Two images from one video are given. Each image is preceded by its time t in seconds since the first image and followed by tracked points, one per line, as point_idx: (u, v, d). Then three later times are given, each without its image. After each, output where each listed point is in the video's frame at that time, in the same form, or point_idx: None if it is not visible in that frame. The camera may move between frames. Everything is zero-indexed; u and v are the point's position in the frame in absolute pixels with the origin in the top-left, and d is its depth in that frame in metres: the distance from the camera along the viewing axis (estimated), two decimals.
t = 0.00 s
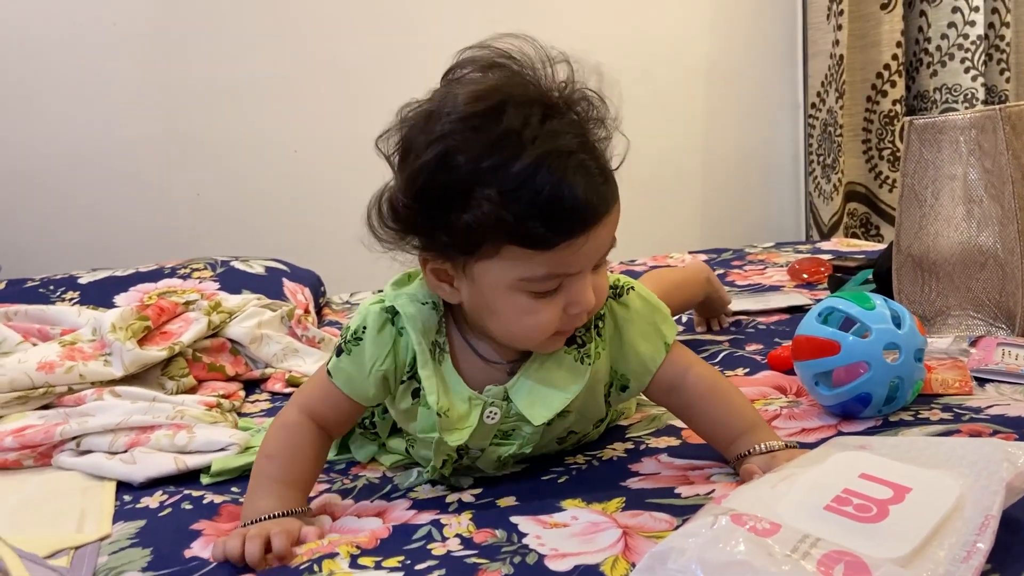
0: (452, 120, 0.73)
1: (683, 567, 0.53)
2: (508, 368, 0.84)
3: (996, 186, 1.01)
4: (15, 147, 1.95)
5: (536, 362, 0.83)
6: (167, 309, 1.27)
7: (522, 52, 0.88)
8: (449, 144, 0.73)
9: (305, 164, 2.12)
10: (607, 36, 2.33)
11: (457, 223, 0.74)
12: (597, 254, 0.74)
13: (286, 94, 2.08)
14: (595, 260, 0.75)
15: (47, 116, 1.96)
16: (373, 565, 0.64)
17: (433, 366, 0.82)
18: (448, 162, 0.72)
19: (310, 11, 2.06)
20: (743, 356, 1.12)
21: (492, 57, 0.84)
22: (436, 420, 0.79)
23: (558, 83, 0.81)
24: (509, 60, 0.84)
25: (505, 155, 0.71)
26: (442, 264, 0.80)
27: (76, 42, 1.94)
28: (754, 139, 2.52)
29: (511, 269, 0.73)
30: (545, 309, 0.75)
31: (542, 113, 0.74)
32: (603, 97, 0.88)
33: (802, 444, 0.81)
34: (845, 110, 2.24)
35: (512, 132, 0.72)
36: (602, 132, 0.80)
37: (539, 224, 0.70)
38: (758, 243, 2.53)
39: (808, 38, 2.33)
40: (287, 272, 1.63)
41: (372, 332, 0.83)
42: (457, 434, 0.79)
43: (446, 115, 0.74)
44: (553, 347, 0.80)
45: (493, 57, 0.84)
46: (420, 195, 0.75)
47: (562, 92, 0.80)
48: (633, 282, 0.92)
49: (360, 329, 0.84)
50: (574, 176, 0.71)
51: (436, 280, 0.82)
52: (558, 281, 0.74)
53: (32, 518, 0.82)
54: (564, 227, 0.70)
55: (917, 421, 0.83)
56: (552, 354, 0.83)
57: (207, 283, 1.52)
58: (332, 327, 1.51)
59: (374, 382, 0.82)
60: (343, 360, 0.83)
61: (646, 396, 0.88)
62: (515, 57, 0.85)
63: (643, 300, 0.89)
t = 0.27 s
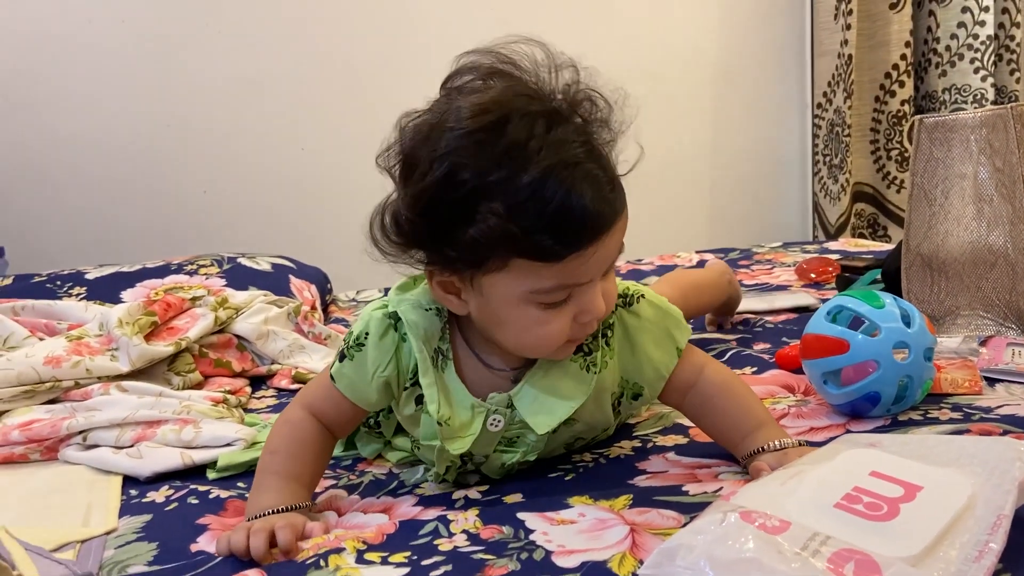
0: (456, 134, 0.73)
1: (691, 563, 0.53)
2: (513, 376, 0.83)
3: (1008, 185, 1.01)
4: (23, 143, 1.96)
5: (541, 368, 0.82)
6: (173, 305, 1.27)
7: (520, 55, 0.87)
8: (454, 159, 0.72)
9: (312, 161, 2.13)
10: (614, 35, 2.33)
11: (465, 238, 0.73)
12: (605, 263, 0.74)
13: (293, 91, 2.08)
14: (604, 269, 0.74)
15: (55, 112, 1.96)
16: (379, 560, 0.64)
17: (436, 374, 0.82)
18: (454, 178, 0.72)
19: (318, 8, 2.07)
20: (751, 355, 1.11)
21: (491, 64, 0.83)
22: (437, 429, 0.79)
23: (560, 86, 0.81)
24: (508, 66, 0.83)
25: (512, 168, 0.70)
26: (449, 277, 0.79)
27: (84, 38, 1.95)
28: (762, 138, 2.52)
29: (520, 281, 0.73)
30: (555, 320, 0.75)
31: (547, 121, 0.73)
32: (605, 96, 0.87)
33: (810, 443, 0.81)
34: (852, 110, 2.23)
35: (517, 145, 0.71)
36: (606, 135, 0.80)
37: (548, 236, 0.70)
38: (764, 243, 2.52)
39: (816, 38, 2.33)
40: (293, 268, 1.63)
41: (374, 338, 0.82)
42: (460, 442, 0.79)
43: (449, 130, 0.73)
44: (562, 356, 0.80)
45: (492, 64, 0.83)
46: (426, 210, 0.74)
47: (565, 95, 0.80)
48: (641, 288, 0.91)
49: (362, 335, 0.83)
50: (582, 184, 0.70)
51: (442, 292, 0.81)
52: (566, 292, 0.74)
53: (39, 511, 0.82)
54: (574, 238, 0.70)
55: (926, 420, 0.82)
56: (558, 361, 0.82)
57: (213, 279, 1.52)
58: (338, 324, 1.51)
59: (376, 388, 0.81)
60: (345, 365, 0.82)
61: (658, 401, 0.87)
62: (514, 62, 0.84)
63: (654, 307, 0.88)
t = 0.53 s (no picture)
0: (465, 131, 0.72)
1: (696, 563, 0.52)
2: (524, 364, 0.84)
3: (1014, 186, 1.01)
4: (31, 140, 1.96)
5: (551, 356, 0.82)
6: (179, 303, 1.27)
7: (515, 50, 0.87)
8: (465, 155, 0.72)
9: (317, 160, 2.13)
10: (618, 36, 2.33)
11: (480, 232, 0.73)
12: (619, 249, 0.75)
13: (299, 90, 2.09)
14: (618, 254, 0.75)
15: (62, 110, 1.97)
16: (383, 558, 0.64)
17: (453, 368, 0.82)
18: (466, 174, 0.72)
19: (323, 7, 2.07)
20: (756, 354, 1.11)
21: (488, 60, 0.83)
22: (459, 421, 0.79)
23: (559, 76, 0.81)
24: (506, 61, 0.83)
25: (525, 159, 0.70)
26: (465, 274, 0.79)
27: (91, 36, 1.95)
28: (767, 139, 2.51)
29: (539, 271, 0.73)
30: (575, 306, 0.75)
31: (553, 111, 0.74)
32: (600, 86, 0.88)
33: (816, 443, 0.81)
34: (858, 111, 2.23)
35: (528, 136, 0.71)
36: (608, 124, 0.80)
37: (567, 224, 0.70)
38: (769, 244, 2.52)
39: (822, 38, 2.32)
40: (298, 267, 1.63)
41: (389, 336, 0.82)
42: (480, 433, 0.79)
43: (457, 127, 0.73)
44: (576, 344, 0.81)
45: (489, 59, 0.83)
46: (438, 207, 0.74)
47: (565, 85, 0.80)
48: (646, 277, 0.92)
49: (377, 332, 0.83)
50: (594, 171, 0.71)
51: (458, 289, 0.82)
52: (585, 279, 0.74)
53: (44, 507, 0.82)
54: (591, 225, 0.71)
55: (932, 421, 0.82)
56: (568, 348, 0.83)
57: (218, 277, 1.52)
58: (343, 322, 1.51)
59: (391, 385, 0.82)
60: (360, 362, 0.82)
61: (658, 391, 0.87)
62: (511, 57, 0.84)
63: (655, 294, 0.88)
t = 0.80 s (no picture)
0: (479, 125, 0.73)
1: (701, 562, 0.52)
2: (532, 360, 0.84)
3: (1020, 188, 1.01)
4: (37, 139, 1.97)
5: (559, 353, 0.83)
6: (184, 301, 1.28)
7: (526, 45, 0.87)
8: (479, 150, 0.72)
9: (322, 159, 2.13)
10: (621, 38, 2.33)
11: (492, 227, 0.73)
12: (631, 245, 0.75)
13: (304, 90, 2.09)
14: (629, 250, 0.75)
15: (68, 108, 1.97)
16: (388, 556, 0.64)
17: (465, 364, 0.82)
18: (480, 168, 0.72)
19: (328, 7, 2.07)
20: (760, 355, 1.11)
21: (501, 55, 0.83)
22: (469, 416, 0.79)
23: (572, 73, 0.81)
24: (518, 56, 0.83)
25: (538, 154, 0.71)
26: (475, 267, 0.79)
27: (96, 36, 1.96)
28: (772, 140, 2.51)
29: (551, 265, 0.73)
30: (585, 301, 0.76)
31: (566, 107, 0.74)
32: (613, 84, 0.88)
33: (820, 444, 0.81)
34: (863, 112, 2.23)
35: (542, 132, 0.72)
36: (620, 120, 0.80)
37: (581, 219, 0.70)
38: (773, 245, 2.52)
39: (827, 39, 2.32)
40: (302, 266, 1.63)
41: (402, 331, 0.82)
42: (491, 429, 0.79)
43: (471, 121, 0.73)
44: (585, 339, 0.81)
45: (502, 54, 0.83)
46: (451, 201, 0.74)
47: (577, 80, 0.80)
48: (653, 275, 0.92)
49: (389, 327, 0.83)
50: (607, 167, 0.71)
51: (468, 282, 0.81)
52: (595, 273, 0.75)
53: (50, 504, 0.83)
54: (602, 221, 0.71)
55: (937, 422, 0.82)
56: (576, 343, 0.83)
57: (223, 276, 1.52)
58: (347, 321, 1.52)
59: (402, 380, 0.81)
60: (371, 356, 0.82)
61: (657, 391, 0.87)
62: (523, 52, 0.84)
63: (660, 292, 0.89)
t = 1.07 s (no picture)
0: (491, 111, 0.73)
1: (707, 559, 0.52)
2: (543, 357, 0.85)
3: None
4: (42, 138, 1.97)
5: (570, 350, 0.83)
6: (189, 299, 1.28)
7: (544, 41, 0.88)
8: (490, 135, 0.73)
9: (326, 158, 2.13)
10: (625, 39, 2.33)
11: (501, 213, 0.74)
12: (640, 237, 0.75)
13: (309, 89, 2.10)
14: (639, 242, 0.75)
15: (74, 107, 1.98)
16: (394, 552, 0.64)
17: (480, 360, 0.81)
18: (490, 153, 0.72)
19: (333, 6, 2.08)
20: (765, 354, 1.11)
21: (518, 49, 0.84)
22: (482, 412, 0.79)
23: (588, 70, 0.82)
24: (535, 50, 0.84)
25: (548, 142, 0.71)
26: (485, 255, 0.80)
27: (102, 34, 1.96)
28: (776, 140, 2.51)
29: (559, 253, 0.74)
30: (592, 293, 0.75)
31: (579, 98, 0.75)
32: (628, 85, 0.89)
33: (825, 443, 0.81)
34: (867, 112, 2.23)
35: (553, 120, 0.72)
36: (633, 115, 0.81)
37: (588, 206, 0.71)
38: (777, 246, 2.52)
39: (832, 39, 2.32)
40: (307, 265, 1.64)
41: (417, 326, 0.82)
42: (503, 425, 0.79)
43: (483, 107, 0.74)
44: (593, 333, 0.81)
45: (519, 48, 0.84)
46: (462, 186, 0.75)
47: (593, 75, 0.81)
48: (663, 274, 0.93)
49: (405, 323, 0.82)
50: (616, 157, 0.72)
51: (478, 272, 0.82)
52: (603, 264, 0.74)
53: (56, 501, 0.83)
54: (609, 211, 0.71)
55: (942, 421, 0.82)
56: (586, 340, 0.84)
57: (228, 274, 1.53)
58: (351, 320, 1.52)
59: (416, 376, 0.81)
60: (386, 352, 0.81)
61: (664, 389, 0.87)
62: (540, 46, 0.85)
63: (669, 290, 0.89)
